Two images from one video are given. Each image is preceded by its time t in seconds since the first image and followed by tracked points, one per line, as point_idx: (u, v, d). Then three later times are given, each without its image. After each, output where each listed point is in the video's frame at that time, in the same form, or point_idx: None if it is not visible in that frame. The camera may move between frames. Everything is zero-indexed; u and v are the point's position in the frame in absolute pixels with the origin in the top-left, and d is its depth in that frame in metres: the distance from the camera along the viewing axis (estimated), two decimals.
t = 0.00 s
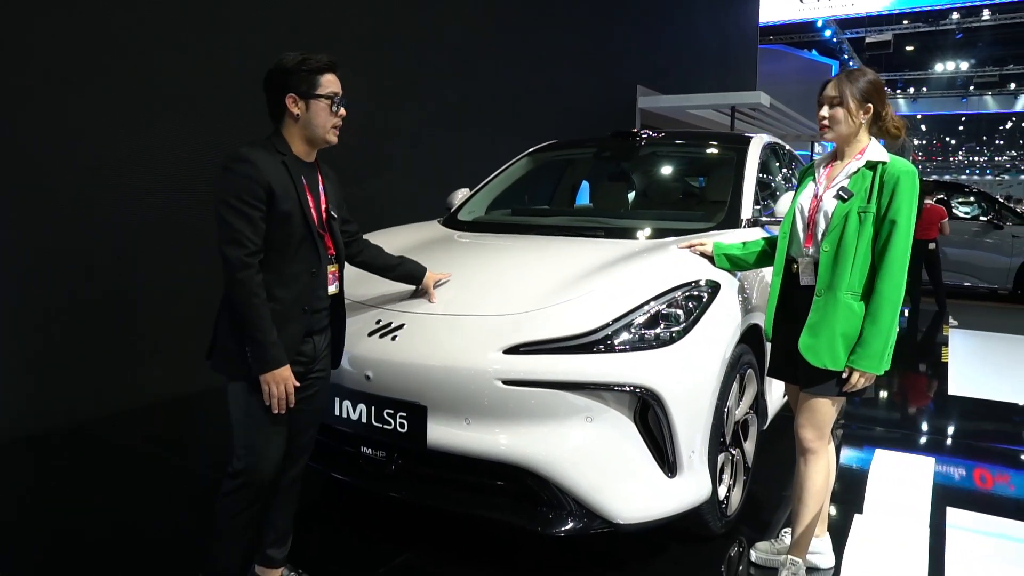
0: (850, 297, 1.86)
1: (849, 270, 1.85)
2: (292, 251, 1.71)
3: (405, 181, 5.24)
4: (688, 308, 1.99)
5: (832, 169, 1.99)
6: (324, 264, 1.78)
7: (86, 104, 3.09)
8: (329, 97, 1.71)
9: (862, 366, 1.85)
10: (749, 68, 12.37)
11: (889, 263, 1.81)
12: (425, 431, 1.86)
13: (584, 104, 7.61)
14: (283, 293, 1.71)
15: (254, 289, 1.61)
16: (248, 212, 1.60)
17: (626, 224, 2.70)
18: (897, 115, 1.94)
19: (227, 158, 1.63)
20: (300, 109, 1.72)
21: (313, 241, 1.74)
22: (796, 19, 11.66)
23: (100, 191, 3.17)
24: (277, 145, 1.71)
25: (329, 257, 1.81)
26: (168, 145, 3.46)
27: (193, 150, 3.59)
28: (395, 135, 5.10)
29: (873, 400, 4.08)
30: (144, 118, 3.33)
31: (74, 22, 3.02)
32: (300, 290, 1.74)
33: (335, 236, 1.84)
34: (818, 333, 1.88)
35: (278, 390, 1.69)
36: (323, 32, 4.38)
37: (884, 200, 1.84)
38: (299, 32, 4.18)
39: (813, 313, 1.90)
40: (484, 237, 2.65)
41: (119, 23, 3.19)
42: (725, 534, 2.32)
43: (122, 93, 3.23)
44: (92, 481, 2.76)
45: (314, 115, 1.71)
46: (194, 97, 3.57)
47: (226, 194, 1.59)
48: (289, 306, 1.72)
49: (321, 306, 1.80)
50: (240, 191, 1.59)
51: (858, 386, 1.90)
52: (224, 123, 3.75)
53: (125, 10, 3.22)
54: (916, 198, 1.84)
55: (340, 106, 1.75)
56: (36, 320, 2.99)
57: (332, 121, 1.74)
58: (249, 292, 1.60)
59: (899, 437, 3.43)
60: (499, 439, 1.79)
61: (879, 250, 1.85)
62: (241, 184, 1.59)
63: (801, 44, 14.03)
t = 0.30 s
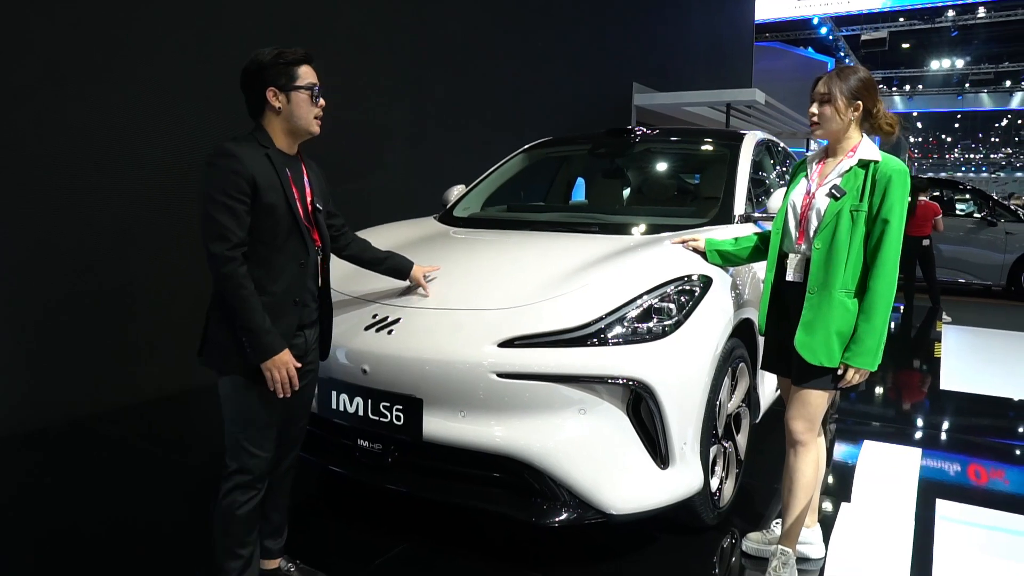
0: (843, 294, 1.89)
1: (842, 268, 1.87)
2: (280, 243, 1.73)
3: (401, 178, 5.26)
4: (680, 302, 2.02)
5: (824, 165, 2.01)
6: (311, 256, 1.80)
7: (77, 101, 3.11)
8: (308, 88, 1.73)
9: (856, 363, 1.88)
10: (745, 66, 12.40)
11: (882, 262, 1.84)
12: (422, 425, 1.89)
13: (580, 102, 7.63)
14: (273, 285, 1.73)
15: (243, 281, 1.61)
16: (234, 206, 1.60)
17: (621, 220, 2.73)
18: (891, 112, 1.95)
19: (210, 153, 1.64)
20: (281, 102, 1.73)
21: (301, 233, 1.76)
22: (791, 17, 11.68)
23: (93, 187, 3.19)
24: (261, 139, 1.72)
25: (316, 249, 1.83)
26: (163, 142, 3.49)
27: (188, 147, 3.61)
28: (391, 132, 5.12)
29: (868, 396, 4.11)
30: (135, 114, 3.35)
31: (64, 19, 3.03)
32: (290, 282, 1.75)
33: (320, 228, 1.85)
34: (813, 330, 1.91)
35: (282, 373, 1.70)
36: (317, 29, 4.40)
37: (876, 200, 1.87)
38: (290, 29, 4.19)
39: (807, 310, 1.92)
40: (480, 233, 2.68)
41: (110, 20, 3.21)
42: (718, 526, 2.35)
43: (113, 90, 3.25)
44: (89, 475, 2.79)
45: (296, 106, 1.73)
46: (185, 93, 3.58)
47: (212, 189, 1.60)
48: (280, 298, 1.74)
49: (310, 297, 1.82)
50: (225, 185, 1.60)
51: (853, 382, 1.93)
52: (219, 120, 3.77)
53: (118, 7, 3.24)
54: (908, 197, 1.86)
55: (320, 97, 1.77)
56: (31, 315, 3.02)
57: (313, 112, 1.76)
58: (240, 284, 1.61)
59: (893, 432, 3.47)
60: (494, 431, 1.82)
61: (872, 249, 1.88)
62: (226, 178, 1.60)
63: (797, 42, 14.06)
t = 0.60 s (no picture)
0: (837, 290, 1.92)
1: (835, 265, 1.90)
2: (274, 237, 1.75)
3: (399, 175, 5.28)
4: (674, 297, 2.05)
5: (817, 162, 2.04)
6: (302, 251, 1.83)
7: (74, 98, 3.12)
8: (309, 94, 1.77)
9: (851, 358, 1.91)
10: (742, 63, 12.41)
11: (874, 258, 1.87)
12: (419, 418, 1.91)
13: (577, 98, 7.63)
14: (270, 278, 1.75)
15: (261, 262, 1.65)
16: (232, 198, 1.63)
17: (618, 216, 2.75)
18: (880, 110, 1.99)
19: (202, 149, 1.66)
20: (280, 101, 1.75)
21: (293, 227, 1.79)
22: (790, 14, 11.68)
23: (91, 184, 3.21)
24: (250, 134, 1.73)
25: (305, 242, 1.86)
26: (161, 139, 3.50)
27: (186, 144, 3.62)
28: (389, 129, 5.13)
29: (864, 392, 4.15)
30: (132, 111, 3.36)
31: (62, 16, 3.04)
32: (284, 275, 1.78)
33: (308, 222, 1.88)
34: (807, 325, 1.94)
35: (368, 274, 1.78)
36: (315, 27, 4.40)
37: (868, 196, 1.89)
38: (287, 26, 4.20)
39: (801, 306, 1.95)
40: (477, 229, 2.70)
41: (107, 17, 3.21)
42: (712, 518, 2.38)
43: (111, 87, 3.26)
44: (88, 471, 2.81)
45: (295, 108, 1.75)
46: (182, 90, 3.59)
47: (208, 184, 1.62)
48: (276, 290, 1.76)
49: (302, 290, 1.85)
50: (221, 180, 1.62)
51: (849, 376, 1.97)
52: (216, 117, 3.78)
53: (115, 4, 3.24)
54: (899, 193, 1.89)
55: (315, 104, 1.81)
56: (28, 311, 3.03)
57: (307, 117, 1.80)
58: (265, 262, 1.65)
59: (892, 429, 3.51)
60: (491, 424, 1.84)
61: (864, 245, 1.91)
62: (223, 172, 1.62)
63: (795, 38, 14.05)
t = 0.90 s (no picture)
0: (826, 284, 1.94)
1: (825, 260, 1.93)
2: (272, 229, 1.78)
3: (398, 173, 5.29)
4: (669, 292, 2.07)
5: (809, 160, 2.06)
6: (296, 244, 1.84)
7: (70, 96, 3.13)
8: (297, 93, 1.78)
9: (839, 351, 1.94)
10: (739, 61, 12.43)
11: (863, 253, 1.90)
12: (416, 412, 1.94)
13: (575, 96, 7.64)
14: (273, 265, 1.77)
15: (286, 238, 1.68)
16: (240, 185, 1.65)
17: (614, 213, 2.78)
18: (872, 106, 2.00)
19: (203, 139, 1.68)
20: (267, 98, 1.75)
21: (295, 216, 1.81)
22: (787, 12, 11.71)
23: (89, 182, 3.22)
24: (241, 130, 1.73)
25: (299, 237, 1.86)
26: (159, 138, 3.52)
27: (185, 142, 3.64)
28: (387, 127, 5.15)
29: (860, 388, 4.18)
30: (129, 109, 3.37)
31: (58, 16, 3.05)
32: (285, 264, 1.81)
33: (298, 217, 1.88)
34: (797, 319, 1.96)
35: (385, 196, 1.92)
36: (314, 25, 4.42)
37: (859, 193, 1.92)
38: (284, 24, 4.21)
39: (792, 300, 1.98)
40: (474, 226, 2.72)
41: (104, 16, 3.22)
42: (706, 511, 2.41)
43: (108, 85, 3.27)
44: (87, 466, 2.82)
45: (282, 106, 1.76)
46: (178, 88, 3.60)
47: (212, 173, 1.64)
48: (278, 279, 1.79)
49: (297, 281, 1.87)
50: (227, 168, 1.64)
51: (836, 370, 1.99)
52: (214, 116, 3.79)
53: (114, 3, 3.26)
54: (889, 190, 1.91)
55: (302, 104, 1.82)
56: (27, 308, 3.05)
57: (293, 116, 1.80)
58: (292, 233, 1.69)
59: (890, 425, 3.55)
60: (488, 418, 1.87)
61: (854, 241, 1.93)
62: (227, 161, 1.65)
63: (792, 36, 14.06)
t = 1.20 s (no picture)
0: (819, 281, 1.96)
1: (818, 256, 1.95)
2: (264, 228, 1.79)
3: (395, 170, 5.30)
4: (663, 288, 2.09)
5: (802, 157, 2.08)
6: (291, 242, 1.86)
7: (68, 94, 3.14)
8: (289, 83, 1.77)
9: (831, 347, 1.96)
10: (736, 58, 12.45)
11: (855, 250, 1.92)
12: (413, 406, 1.96)
13: (571, 93, 7.64)
14: (261, 267, 1.77)
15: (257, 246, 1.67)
16: (221, 188, 1.66)
17: (610, 210, 2.79)
18: (865, 98, 2.02)
19: (192, 141, 1.69)
20: (260, 94, 1.76)
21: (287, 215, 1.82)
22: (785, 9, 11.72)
23: (87, 180, 3.23)
24: (238, 129, 1.76)
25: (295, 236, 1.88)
26: (158, 136, 3.53)
27: (183, 140, 3.65)
28: (386, 124, 5.16)
29: (856, 384, 4.22)
30: (127, 106, 3.38)
31: (50, 8, 3.04)
32: (276, 264, 1.80)
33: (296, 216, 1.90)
34: (789, 314, 1.98)
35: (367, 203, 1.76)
36: (311, 22, 4.42)
37: (851, 191, 1.94)
38: (281, 22, 4.22)
39: (784, 296, 2.00)
40: (471, 223, 2.74)
41: (101, 14, 3.22)
42: (702, 505, 2.43)
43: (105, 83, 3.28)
44: (85, 460, 2.86)
45: (275, 99, 1.76)
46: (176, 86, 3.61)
47: (198, 175, 1.65)
48: (268, 280, 1.79)
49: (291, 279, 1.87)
50: (210, 170, 1.65)
51: (828, 366, 2.01)
52: (213, 114, 3.81)
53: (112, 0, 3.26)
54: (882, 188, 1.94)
55: (298, 93, 1.81)
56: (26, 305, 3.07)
57: (290, 106, 1.80)
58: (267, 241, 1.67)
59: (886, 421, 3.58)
60: (485, 413, 1.89)
61: (846, 238, 1.95)
62: (212, 163, 1.65)
63: (789, 34, 14.07)
